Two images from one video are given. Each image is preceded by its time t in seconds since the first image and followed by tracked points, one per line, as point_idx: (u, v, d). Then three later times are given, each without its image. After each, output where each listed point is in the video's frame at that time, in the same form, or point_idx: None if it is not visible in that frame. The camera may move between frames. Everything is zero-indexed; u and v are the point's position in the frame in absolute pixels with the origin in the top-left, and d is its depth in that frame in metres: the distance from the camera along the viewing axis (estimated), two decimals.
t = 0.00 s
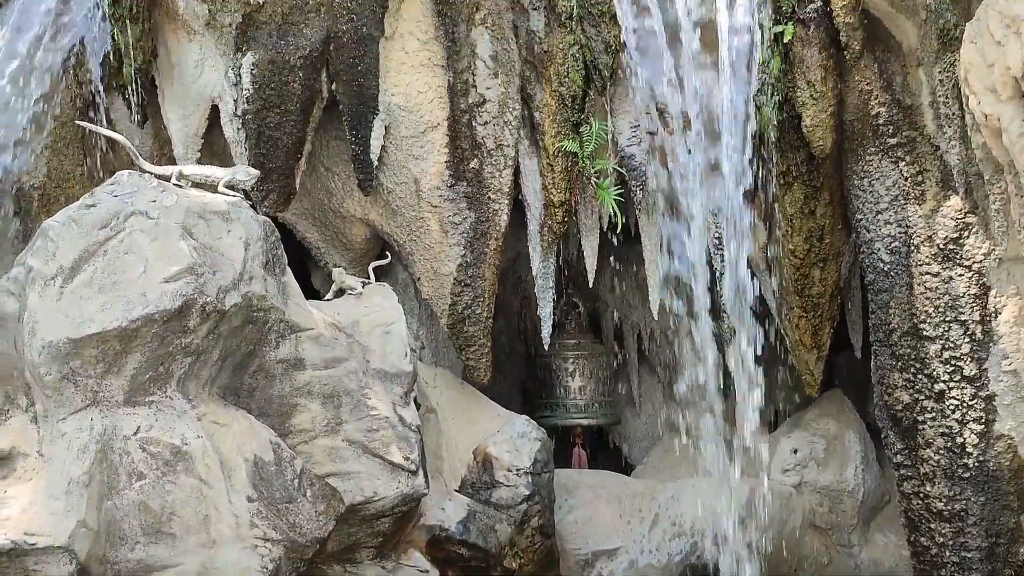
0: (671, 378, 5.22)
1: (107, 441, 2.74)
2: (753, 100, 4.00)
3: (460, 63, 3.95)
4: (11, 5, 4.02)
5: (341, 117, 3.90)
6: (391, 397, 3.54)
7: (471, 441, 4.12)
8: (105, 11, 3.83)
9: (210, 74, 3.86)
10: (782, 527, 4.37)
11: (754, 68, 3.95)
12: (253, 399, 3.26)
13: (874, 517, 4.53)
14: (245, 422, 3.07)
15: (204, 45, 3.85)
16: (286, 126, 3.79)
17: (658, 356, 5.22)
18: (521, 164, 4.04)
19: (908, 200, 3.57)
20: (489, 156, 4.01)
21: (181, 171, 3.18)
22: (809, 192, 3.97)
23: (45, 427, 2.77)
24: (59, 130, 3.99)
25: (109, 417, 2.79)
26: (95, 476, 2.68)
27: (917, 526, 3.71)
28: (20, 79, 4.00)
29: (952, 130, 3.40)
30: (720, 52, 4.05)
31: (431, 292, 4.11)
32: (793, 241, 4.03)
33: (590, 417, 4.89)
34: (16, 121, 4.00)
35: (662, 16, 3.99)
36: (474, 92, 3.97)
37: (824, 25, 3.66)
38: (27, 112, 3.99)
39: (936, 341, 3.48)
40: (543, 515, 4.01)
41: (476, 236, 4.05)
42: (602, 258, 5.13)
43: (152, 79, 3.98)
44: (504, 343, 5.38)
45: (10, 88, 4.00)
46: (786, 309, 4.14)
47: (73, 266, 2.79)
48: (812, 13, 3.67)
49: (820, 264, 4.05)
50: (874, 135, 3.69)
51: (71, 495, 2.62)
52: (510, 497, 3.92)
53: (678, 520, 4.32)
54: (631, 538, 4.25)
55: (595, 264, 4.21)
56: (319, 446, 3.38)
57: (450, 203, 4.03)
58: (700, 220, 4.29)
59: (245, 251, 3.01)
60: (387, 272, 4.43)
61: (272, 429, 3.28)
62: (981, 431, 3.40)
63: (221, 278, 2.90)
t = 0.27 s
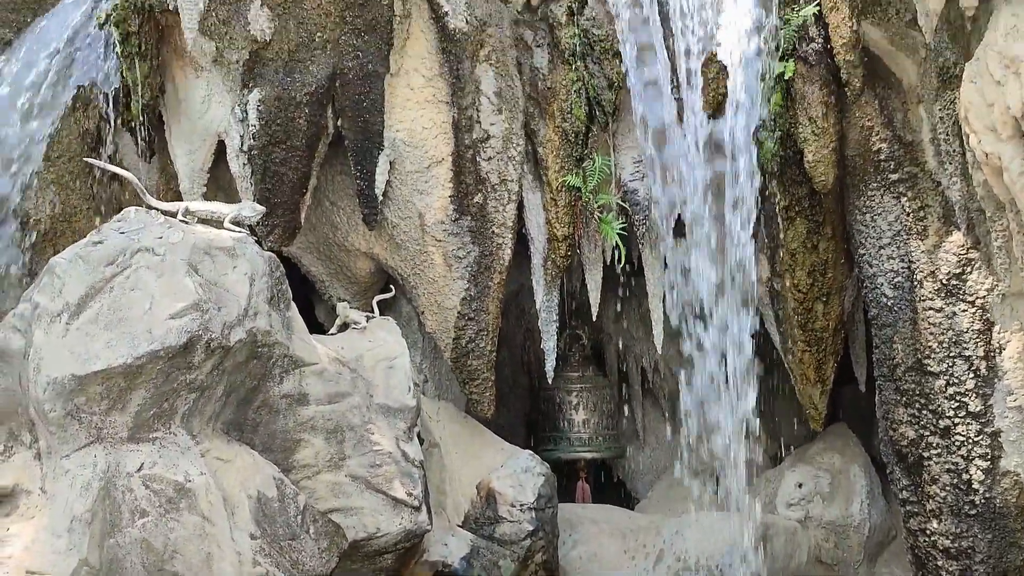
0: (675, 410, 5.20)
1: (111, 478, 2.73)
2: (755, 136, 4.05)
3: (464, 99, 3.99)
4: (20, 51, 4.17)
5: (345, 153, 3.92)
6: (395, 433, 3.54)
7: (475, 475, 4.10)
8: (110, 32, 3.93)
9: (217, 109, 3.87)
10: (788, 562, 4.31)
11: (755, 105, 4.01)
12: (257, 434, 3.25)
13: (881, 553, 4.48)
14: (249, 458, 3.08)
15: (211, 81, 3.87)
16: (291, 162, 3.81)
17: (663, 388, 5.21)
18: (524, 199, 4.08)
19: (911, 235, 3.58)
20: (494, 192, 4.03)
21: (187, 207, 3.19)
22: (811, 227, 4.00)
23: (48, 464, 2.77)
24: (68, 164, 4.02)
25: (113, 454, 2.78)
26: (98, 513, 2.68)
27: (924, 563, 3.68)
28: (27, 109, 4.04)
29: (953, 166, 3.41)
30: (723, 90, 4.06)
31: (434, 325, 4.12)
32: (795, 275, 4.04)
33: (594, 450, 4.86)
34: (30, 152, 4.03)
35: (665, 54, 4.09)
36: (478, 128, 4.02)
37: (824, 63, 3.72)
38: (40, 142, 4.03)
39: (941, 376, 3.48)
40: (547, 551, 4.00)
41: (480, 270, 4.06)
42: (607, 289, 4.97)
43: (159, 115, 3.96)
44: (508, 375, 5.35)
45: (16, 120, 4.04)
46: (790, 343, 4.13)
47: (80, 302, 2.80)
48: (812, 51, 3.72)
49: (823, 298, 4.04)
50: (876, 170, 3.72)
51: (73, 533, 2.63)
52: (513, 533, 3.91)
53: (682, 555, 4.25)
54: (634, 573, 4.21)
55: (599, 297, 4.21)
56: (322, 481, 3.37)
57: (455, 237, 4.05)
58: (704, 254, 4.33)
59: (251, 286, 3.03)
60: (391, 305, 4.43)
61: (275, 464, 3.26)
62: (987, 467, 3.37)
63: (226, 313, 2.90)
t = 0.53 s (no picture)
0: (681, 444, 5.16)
1: (114, 516, 2.72)
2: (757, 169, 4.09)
3: (468, 134, 4.01)
4: (30, 88, 4.10)
5: (352, 187, 3.96)
6: (398, 468, 3.54)
7: (478, 510, 4.06)
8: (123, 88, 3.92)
9: (223, 146, 3.89)
10: None
11: (757, 139, 4.07)
12: (261, 470, 3.24)
13: None
14: (252, 494, 3.06)
15: (218, 117, 3.88)
16: (297, 198, 3.85)
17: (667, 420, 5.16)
18: (528, 234, 4.11)
19: (913, 270, 3.61)
20: (498, 227, 4.04)
21: (192, 243, 3.22)
22: (814, 261, 4.03)
23: (51, 502, 2.77)
24: (73, 201, 3.99)
25: (116, 491, 2.77)
26: (100, 552, 2.67)
27: None
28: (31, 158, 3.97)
29: (954, 204, 3.40)
30: (723, 125, 4.17)
31: (438, 360, 4.12)
32: (799, 311, 4.07)
33: (596, 483, 4.84)
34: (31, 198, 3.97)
35: (668, 91, 4.19)
36: (482, 163, 4.02)
37: (826, 100, 3.81)
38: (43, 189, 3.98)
39: (946, 413, 3.48)
40: None
41: (483, 303, 4.06)
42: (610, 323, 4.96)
43: (166, 150, 4.02)
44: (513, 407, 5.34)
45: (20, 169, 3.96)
46: (794, 378, 4.15)
47: (86, 339, 2.82)
48: (814, 87, 3.81)
49: (827, 332, 4.08)
50: (877, 205, 3.76)
51: (75, 571, 2.61)
52: (516, 568, 3.91)
53: None
54: None
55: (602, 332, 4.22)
56: (325, 517, 3.38)
57: (458, 271, 4.05)
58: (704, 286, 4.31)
59: (255, 322, 3.03)
60: (396, 338, 4.43)
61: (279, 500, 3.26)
62: (994, 504, 3.33)
63: (232, 349, 2.92)
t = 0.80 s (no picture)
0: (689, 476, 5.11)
1: (118, 552, 2.69)
2: (765, 202, 4.09)
3: (474, 168, 4.04)
4: (39, 122, 4.12)
5: (359, 221, 4.00)
6: (404, 503, 3.55)
7: (484, 543, 4.06)
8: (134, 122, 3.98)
9: (232, 180, 3.93)
10: None
11: (763, 172, 4.07)
12: (266, 505, 3.23)
13: None
14: (257, 529, 3.03)
15: (226, 152, 3.93)
16: (304, 232, 3.87)
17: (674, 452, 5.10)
18: (534, 266, 4.10)
19: (920, 303, 3.62)
20: (504, 260, 4.04)
21: (199, 277, 3.23)
22: (820, 294, 4.06)
23: (56, 537, 2.75)
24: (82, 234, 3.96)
25: (121, 526, 2.75)
26: None
27: None
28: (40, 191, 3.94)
29: (960, 237, 3.42)
30: (729, 158, 4.10)
31: (445, 393, 4.11)
32: (805, 343, 4.08)
33: (602, 515, 4.84)
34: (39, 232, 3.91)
35: (673, 125, 4.09)
36: (488, 197, 4.04)
37: (829, 134, 3.91)
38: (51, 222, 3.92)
39: (955, 447, 3.47)
40: None
41: (489, 336, 4.07)
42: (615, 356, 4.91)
43: (175, 183, 4.07)
44: (519, 440, 5.33)
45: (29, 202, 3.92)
46: (801, 411, 4.16)
47: (92, 374, 2.83)
48: (818, 120, 3.91)
49: (834, 365, 4.09)
50: (882, 238, 3.77)
51: None
52: None
53: None
54: None
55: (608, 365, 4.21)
56: (331, 552, 3.35)
57: (465, 303, 4.06)
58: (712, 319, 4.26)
59: (263, 356, 3.06)
60: (401, 371, 4.42)
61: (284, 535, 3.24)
62: (1004, 540, 3.31)
63: (238, 383, 2.91)
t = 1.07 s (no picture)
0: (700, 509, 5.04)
1: None
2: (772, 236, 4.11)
3: (484, 202, 4.07)
4: (57, 158, 4.20)
5: (369, 254, 4.01)
6: (413, 536, 3.50)
7: None
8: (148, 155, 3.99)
9: (243, 214, 3.92)
10: None
11: (770, 208, 4.08)
12: (275, 539, 3.22)
13: None
14: (266, 563, 3.01)
15: (238, 185, 3.92)
16: (315, 265, 3.90)
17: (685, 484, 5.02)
18: (544, 298, 4.14)
19: (931, 336, 3.66)
20: (514, 291, 4.06)
21: (210, 310, 3.25)
22: (831, 327, 4.07)
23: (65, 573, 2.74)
24: (95, 265, 4.00)
25: (131, 561, 2.75)
26: None
27: None
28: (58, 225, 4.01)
29: (970, 270, 3.43)
30: (736, 194, 4.10)
31: (455, 426, 4.09)
32: (816, 376, 4.08)
33: (611, 548, 4.93)
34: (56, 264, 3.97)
35: (680, 160, 4.13)
36: (498, 229, 4.08)
37: (838, 167, 3.93)
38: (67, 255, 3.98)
39: (968, 481, 3.47)
40: None
41: (498, 369, 4.06)
42: (626, 390, 4.86)
43: (186, 216, 4.04)
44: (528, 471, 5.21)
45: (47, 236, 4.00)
46: (813, 445, 4.12)
47: (104, 409, 2.84)
48: (826, 154, 3.95)
49: (845, 398, 4.10)
50: (892, 271, 3.79)
51: None
52: None
53: None
54: None
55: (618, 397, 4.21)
56: None
57: (474, 335, 4.04)
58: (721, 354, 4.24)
59: (273, 389, 3.05)
60: (411, 403, 4.41)
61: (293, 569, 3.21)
62: None
63: (249, 417, 2.92)
